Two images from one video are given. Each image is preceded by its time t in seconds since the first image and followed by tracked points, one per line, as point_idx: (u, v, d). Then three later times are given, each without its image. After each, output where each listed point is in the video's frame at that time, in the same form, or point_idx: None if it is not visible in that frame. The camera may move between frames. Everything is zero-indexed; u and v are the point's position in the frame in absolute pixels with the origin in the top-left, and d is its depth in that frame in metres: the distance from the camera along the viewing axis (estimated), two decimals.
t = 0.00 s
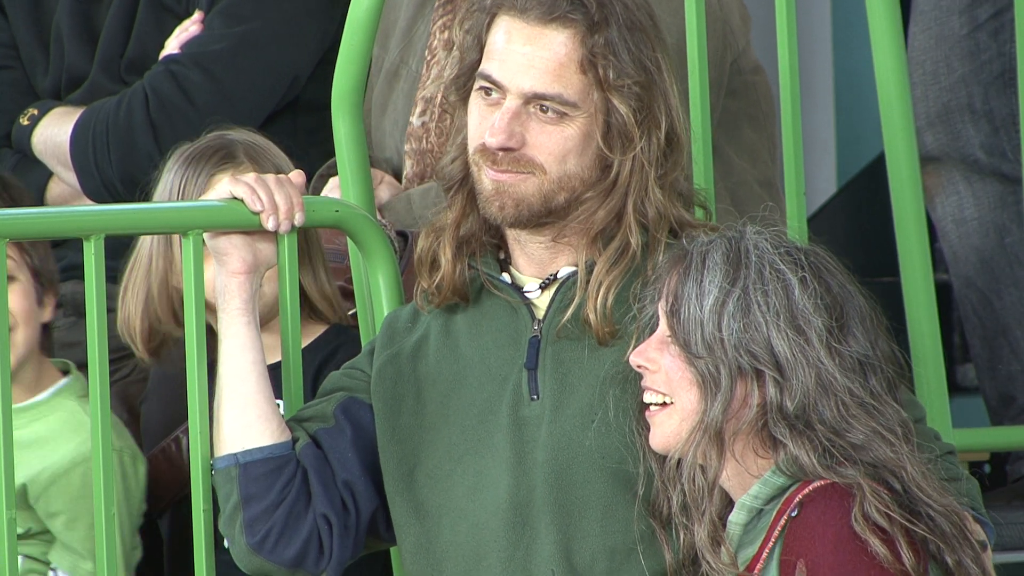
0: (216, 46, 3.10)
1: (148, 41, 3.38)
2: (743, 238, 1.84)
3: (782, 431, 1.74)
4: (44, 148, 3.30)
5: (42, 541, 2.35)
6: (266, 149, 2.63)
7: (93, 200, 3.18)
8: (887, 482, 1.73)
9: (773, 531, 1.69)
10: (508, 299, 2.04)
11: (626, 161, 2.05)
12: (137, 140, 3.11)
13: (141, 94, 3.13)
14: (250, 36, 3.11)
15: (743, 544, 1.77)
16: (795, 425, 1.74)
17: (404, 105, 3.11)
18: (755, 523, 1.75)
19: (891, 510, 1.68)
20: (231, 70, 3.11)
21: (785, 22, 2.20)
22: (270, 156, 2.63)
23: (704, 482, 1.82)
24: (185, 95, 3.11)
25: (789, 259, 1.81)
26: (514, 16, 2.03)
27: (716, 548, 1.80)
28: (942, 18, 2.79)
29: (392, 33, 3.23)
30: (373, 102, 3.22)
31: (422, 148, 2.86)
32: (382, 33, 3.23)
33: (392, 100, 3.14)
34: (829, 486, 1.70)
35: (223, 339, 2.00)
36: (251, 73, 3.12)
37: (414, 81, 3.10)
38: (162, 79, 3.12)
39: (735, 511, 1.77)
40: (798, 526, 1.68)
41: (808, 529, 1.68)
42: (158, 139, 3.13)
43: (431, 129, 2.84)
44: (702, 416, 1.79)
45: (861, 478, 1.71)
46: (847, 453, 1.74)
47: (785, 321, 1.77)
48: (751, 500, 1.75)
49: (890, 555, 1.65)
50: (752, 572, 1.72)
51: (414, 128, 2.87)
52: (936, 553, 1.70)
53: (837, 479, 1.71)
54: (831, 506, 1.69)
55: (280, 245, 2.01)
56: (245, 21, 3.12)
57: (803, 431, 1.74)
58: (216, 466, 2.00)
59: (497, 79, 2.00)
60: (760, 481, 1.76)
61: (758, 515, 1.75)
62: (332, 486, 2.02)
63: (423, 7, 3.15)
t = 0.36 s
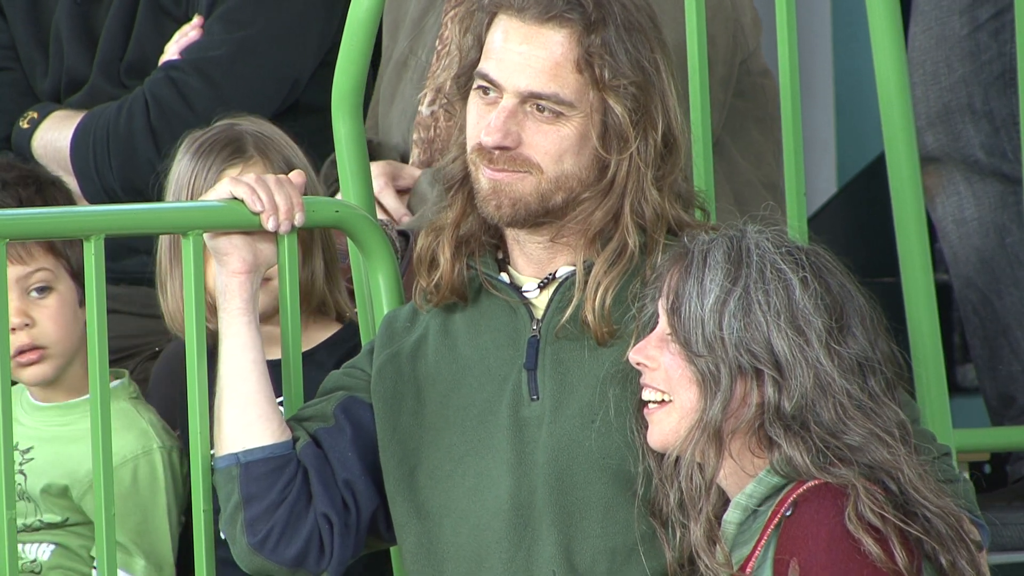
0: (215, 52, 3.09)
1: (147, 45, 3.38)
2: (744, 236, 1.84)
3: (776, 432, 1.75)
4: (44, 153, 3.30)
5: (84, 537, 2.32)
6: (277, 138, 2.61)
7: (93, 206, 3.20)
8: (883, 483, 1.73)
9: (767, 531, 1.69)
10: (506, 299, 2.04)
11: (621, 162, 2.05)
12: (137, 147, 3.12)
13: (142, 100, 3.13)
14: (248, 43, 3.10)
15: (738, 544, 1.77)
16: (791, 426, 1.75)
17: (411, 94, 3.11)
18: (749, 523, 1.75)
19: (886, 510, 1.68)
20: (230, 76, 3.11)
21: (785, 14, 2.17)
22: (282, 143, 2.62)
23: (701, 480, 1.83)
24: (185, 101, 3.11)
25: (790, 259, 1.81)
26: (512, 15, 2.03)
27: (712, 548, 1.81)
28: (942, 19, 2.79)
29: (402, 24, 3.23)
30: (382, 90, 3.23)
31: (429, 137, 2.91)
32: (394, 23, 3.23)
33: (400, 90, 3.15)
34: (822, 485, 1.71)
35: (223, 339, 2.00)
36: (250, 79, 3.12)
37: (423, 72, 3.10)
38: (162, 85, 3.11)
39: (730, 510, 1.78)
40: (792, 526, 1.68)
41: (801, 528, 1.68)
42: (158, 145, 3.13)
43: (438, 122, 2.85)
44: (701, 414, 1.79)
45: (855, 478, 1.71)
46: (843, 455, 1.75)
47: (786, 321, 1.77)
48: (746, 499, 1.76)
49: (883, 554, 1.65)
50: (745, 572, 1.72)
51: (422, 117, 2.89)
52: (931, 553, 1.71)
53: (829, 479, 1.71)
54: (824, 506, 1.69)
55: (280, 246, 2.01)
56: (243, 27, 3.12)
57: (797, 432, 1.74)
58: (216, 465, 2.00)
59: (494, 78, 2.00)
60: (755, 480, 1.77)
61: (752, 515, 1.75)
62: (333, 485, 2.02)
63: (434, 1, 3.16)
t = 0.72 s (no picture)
0: (216, 55, 3.09)
1: (147, 46, 3.38)
2: (744, 239, 1.83)
3: (770, 434, 1.75)
4: (46, 154, 3.31)
5: (53, 543, 2.41)
6: (256, 146, 2.67)
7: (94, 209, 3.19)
8: (882, 485, 1.74)
9: (761, 527, 1.69)
10: (504, 299, 2.04)
11: (615, 164, 2.05)
12: (138, 149, 3.11)
13: (143, 103, 3.13)
14: (251, 45, 3.10)
15: (732, 543, 1.77)
16: (787, 429, 1.75)
17: (412, 95, 3.11)
18: (744, 522, 1.75)
19: (880, 510, 1.68)
20: (232, 80, 3.11)
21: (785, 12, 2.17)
22: (261, 151, 2.68)
23: (699, 484, 1.82)
24: (186, 105, 3.11)
25: (791, 262, 1.81)
26: (512, 13, 2.04)
27: (707, 548, 1.80)
28: (943, 19, 2.79)
29: (403, 25, 3.23)
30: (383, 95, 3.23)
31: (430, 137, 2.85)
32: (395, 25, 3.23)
33: (400, 92, 3.15)
34: (814, 484, 1.71)
35: (225, 338, 2.00)
36: (252, 81, 3.12)
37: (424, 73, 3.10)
38: (164, 89, 3.11)
39: (724, 509, 1.78)
40: (785, 523, 1.68)
41: (794, 525, 1.68)
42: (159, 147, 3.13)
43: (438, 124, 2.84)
44: (701, 418, 1.79)
45: (848, 477, 1.71)
46: (840, 457, 1.75)
47: (786, 324, 1.77)
48: (741, 498, 1.75)
49: (876, 552, 1.65)
50: (737, 572, 1.72)
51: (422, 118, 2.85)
52: (926, 553, 1.71)
53: (822, 478, 1.71)
54: (817, 503, 1.69)
55: (280, 245, 2.01)
56: (246, 30, 3.11)
57: (792, 434, 1.75)
58: (219, 464, 1.99)
59: (492, 76, 2.01)
60: (750, 479, 1.77)
61: (747, 514, 1.75)
62: (337, 483, 2.03)
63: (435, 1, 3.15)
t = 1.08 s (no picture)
0: (218, 53, 3.10)
1: (149, 45, 3.38)
2: (737, 241, 1.83)
3: (764, 437, 1.76)
4: (47, 153, 3.31)
5: (48, 545, 2.40)
6: (221, 150, 2.69)
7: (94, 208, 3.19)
8: (880, 485, 1.74)
9: (754, 532, 1.69)
10: (499, 302, 2.04)
11: (607, 169, 2.05)
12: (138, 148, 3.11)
13: (144, 102, 3.13)
14: (253, 44, 3.11)
15: (729, 543, 1.76)
16: (781, 431, 1.75)
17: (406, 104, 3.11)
18: (740, 523, 1.75)
19: (876, 507, 1.68)
20: (234, 78, 3.11)
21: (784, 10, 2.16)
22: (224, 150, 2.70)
23: (695, 488, 1.81)
24: (187, 103, 3.11)
25: (783, 264, 1.81)
26: (509, 16, 2.03)
27: (704, 551, 1.79)
28: (943, 19, 2.78)
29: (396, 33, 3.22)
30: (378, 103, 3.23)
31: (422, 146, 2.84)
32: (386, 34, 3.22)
33: (394, 102, 3.16)
34: (809, 483, 1.71)
35: (229, 335, 2.00)
36: (253, 80, 3.12)
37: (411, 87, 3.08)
38: (166, 87, 3.11)
39: (721, 509, 1.78)
40: (781, 522, 1.68)
41: (790, 523, 1.68)
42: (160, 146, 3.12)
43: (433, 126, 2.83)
44: (695, 421, 1.79)
45: (843, 476, 1.71)
46: (836, 458, 1.75)
47: (779, 327, 1.78)
48: (737, 498, 1.76)
49: (873, 548, 1.64)
50: (734, 572, 1.72)
51: (416, 126, 2.85)
52: (925, 550, 1.71)
53: (817, 477, 1.71)
54: (813, 501, 1.69)
55: (280, 245, 2.01)
56: (247, 28, 3.12)
57: (785, 436, 1.75)
58: (226, 462, 1.99)
59: (487, 77, 2.00)
60: (745, 479, 1.77)
61: (743, 513, 1.75)
62: (345, 480, 2.03)
63: (426, 8, 3.13)
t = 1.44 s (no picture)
0: (221, 49, 3.11)
1: (151, 44, 3.39)
2: (734, 241, 1.84)
3: (763, 438, 1.76)
4: (49, 151, 3.32)
5: (49, 543, 2.41)
6: (173, 164, 2.71)
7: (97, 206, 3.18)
8: (879, 485, 1.74)
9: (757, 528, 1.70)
10: (496, 304, 2.05)
11: (600, 172, 2.05)
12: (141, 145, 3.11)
13: (147, 98, 3.13)
14: (255, 40, 3.12)
15: (730, 545, 1.78)
16: (779, 431, 1.76)
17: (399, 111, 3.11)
18: (741, 524, 1.76)
19: (876, 509, 1.68)
20: (237, 76, 3.12)
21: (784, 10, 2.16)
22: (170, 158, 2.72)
23: (695, 488, 1.81)
24: (189, 98, 3.12)
25: (780, 264, 1.81)
26: (498, 20, 2.04)
27: (705, 552, 1.80)
28: (943, 19, 2.78)
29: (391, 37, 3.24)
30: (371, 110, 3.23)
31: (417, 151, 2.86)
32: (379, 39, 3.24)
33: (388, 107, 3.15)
34: (809, 485, 1.71)
35: (230, 336, 2.01)
36: (256, 78, 3.13)
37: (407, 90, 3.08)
38: (168, 83, 3.12)
39: (721, 511, 1.79)
40: (782, 525, 1.69)
41: (791, 527, 1.68)
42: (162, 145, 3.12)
43: (430, 128, 2.82)
44: (694, 422, 1.79)
45: (842, 477, 1.71)
46: (835, 458, 1.75)
47: (777, 327, 1.77)
48: (737, 500, 1.77)
49: (873, 551, 1.64)
50: (735, 574, 1.73)
51: (410, 131, 2.86)
52: (925, 550, 1.71)
53: (816, 479, 1.71)
54: (813, 504, 1.69)
55: (281, 245, 2.01)
56: (248, 24, 3.13)
57: (784, 436, 1.75)
58: (228, 463, 1.99)
59: (477, 82, 2.01)
60: (745, 480, 1.78)
61: (744, 515, 1.76)
62: (346, 481, 2.03)
63: (418, 13, 3.16)
